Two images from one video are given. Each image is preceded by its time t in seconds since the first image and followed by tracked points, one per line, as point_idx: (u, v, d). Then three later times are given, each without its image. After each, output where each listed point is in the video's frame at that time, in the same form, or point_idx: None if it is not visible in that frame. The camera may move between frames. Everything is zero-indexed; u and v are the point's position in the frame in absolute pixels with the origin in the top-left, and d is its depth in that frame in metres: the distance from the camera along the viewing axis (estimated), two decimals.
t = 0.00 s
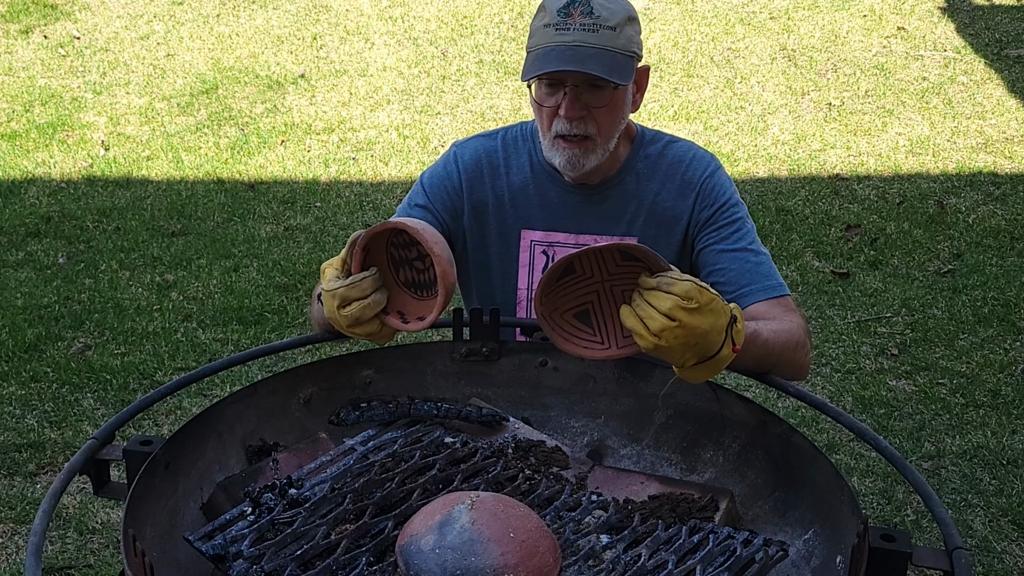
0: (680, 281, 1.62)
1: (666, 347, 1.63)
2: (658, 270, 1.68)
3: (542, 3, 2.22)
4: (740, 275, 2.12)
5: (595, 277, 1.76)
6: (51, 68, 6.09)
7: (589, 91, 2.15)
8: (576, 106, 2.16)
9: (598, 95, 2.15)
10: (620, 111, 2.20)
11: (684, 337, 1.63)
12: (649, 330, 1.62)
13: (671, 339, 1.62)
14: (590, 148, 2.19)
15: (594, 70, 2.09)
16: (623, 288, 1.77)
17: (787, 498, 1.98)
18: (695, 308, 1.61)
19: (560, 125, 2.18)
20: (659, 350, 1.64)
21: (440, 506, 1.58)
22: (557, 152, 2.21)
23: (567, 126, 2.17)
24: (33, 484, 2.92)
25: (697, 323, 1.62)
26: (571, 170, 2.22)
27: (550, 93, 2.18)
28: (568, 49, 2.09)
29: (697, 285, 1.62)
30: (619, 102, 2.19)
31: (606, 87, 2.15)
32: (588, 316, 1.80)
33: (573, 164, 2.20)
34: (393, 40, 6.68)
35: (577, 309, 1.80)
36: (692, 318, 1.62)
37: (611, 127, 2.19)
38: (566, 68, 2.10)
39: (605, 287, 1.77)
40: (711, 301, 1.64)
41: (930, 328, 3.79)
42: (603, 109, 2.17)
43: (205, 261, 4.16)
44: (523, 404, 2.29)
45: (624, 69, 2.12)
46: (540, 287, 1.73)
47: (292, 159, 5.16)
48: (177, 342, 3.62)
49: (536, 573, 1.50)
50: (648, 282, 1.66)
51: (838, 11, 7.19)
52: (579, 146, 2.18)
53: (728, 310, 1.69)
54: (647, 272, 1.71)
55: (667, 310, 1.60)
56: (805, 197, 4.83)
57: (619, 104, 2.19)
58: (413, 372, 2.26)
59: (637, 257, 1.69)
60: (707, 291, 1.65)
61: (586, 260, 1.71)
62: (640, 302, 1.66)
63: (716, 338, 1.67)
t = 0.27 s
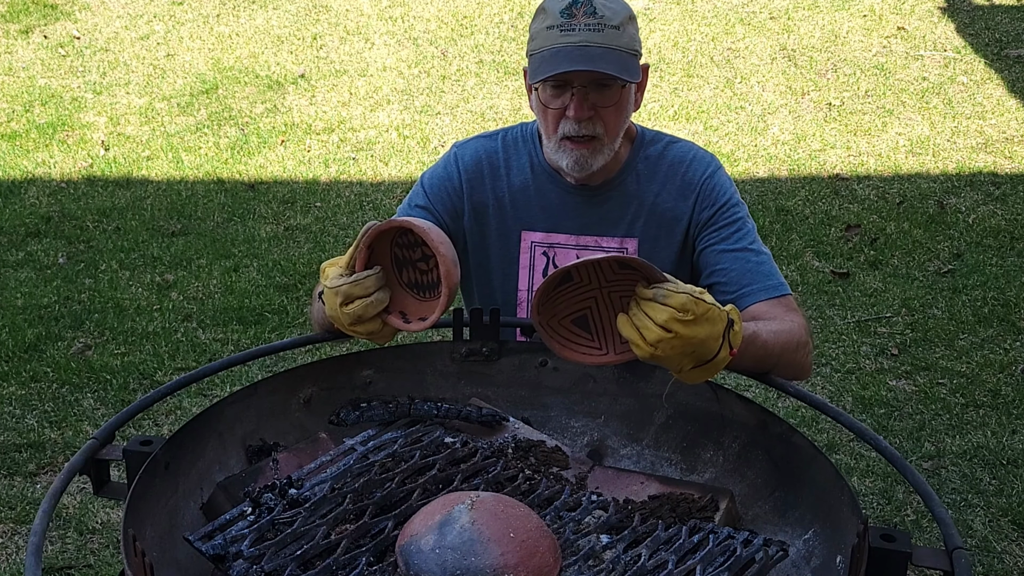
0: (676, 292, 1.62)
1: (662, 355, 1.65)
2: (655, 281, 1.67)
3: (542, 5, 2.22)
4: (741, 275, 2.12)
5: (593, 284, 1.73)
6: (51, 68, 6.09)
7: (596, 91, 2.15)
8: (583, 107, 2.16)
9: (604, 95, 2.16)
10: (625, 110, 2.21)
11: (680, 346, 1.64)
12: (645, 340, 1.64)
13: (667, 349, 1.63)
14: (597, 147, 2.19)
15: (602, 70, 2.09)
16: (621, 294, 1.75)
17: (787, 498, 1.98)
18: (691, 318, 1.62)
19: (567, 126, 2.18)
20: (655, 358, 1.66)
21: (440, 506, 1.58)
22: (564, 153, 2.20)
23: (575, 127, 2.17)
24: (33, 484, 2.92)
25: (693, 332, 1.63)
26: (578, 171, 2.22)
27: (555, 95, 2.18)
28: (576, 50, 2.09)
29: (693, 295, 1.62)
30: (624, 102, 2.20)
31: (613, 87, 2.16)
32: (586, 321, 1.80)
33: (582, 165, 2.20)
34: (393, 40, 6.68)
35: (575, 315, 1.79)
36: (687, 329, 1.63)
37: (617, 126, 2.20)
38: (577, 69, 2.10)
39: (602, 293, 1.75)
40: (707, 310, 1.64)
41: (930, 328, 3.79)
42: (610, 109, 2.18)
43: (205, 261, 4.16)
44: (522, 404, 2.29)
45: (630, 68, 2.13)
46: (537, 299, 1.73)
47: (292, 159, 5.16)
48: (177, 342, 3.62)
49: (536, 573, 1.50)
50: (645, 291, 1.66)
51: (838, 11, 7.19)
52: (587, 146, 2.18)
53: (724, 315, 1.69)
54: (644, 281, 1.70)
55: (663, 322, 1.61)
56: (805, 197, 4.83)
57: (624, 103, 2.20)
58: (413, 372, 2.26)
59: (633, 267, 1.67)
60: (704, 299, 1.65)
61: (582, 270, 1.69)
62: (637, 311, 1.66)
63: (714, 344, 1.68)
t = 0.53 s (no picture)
0: (679, 301, 1.62)
1: (659, 360, 1.67)
2: (658, 286, 1.66)
3: (541, 7, 2.23)
4: (741, 276, 2.12)
5: (596, 282, 1.71)
6: (51, 68, 6.09)
7: (599, 91, 2.15)
8: (587, 107, 2.16)
9: (607, 95, 2.16)
10: (628, 109, 2.21)
11: (678, 352, 1.65)
12: (644, 345, 1.65)
13: (664, 355, 1.65)
14: (601, 146, 2.18)
15: (606, 69, 2.09)
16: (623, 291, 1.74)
17: (787, 498, 1.98)
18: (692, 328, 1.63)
19: (571, 127, 2.17)
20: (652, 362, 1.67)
21: (440, 506, 1.58)
22: (568, 153, 2.19)
23: (579, 127, 2.17)
24: (33, 484, 2.92)
25: (692, 341, 1.64)
26: (582, 170, 2.21)
27: (558, 96, 2.18)
28: (579, 50, 2.09)
29: (695, 304, 1.63)
30: (627, 101, 2.20)
31: (615, 86, 2.15)
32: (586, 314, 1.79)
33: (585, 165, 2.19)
34: (393, 40, 6.68)
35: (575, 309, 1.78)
36: (687, 337, 1.64)
37: (621, 126, 2.20)
38: (579, 68, 2.10)
39: (605, 290, 1.74)
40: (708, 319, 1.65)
41: (930, 328, 3.79)
42: (613, 108, 2.17)
43: (205, 261, 4.16)
44: (522, 404, 2.29)
45: (631, 67, 2.13)
46: (539, 296, 1.71)
47: (292, 159, 5.16)
48: (177, 342, 3.62)
49: (536, 573, 1.50)
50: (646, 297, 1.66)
51: (838, 11, 7.19)
52: (591, 146, 2.18)
53: (725, 319, 1.69)
54: (649, 284, 1.69)
55: (663, 331, 1.62)
56: (805, 197, 4.83)
57: (627, 103, 2.20)
58: (413, 372, 2.26)
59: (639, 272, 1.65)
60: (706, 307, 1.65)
61: (587, 271, 1.66)
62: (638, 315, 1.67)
63: (712, 348, 1.69)
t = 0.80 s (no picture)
0: (681, 291, 1.62)
1: (668, 356, 1.65)
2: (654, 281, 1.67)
3: (541, 4, 2.22)
4: (742, 276, 2.12)
5: (592, 289, 1.73)
6: (51, 68, 6.09)
7: (601, 89, 2.16)
8: (588, 105, 2.17)
9: (609, 92, 2.16)
10: (630, 108, 2.21)
11: (686, 345, 1.64)
12: (651, 340, 1.63)
13: (673, 349, 1.64)
14: (603, 145, 2.18)
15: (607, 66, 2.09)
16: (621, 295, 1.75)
17: (787, 498, 1.98)
18: (696, 316, 1.63)
19: (572, 124, 2.18)
20: (661, 358, 1.66)
21: (440, 506, 1.58)
22: (569, 151, 2.19)
23: (580, 124, 2.17)
24: (33, 484, 2.92)
25: (698, 332, 1.64)
26: (583, 170, 2.20)
27: (559, 93, 2.18)
28: (580, 47, 2.09)
29: (695, 293, 1.63)
30: (628, 99, 2.20)
31: (617, 84, 2.16)
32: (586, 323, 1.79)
33: (586, 165, 2.19)
34: (393, 40, 6.68)
35: (576, 320, 1.78)
36: (693, 328, 1.63)
37: (622, 124, 2.20)
38: (581, 64, 2.10)
39: (603, 295, 1.75)
40: (709, 308, 1.65)
41: (930, 328, 3.79)
42: (615, 107, 2.18)
43: (205, 261, 4.16)
44: (522, 404, 2.29)
45: (633, 64, 2.13)
46: (539, 307, 1.71)
47: (292, 159, 5.16)
48: (177, 342, 3.62)
49: (536, 573, 1.50)
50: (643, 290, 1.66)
51: (838, 11, 7.19)
52: (593, 144, 2.18)
53: (725, 311, 1.70)
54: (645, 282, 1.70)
55: (668, 322, 1.61)
56: (805, 197, 4.83)
57: (628, 101, 2.20)
58: (413, 372, 2.26)
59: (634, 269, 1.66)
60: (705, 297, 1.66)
61: (583, 276, 1.68)
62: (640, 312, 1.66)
63: (716, 341, 1.69)
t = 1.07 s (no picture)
0: (670, 276, 1.63)
1: (664, 344, 1.63)
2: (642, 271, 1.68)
3: (541, 3, 2.23)
4: (742, 277, 2.12)
5: (584, 289, 1.77)
6: (51, 68, 6.09)
7: (601, 80, 2.15)
8: (589, 96, 2.16)
9: (609, 83, 2.16)
10: (630, 101, 2.21)
11: (681, 332, 1.63)
12: (645, 327, 1.62)
13: (668, 334, 1.62)
14: (604, 135, 2.17)
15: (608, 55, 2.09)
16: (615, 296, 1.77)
17: (787, 498, 1.98)
18: (688, 301, 1.62)
19: (572, 115, 2.17)
20: (657, 347, 1.64)
21: (440, 506, 1.58)
22: (570, 141, 2.18)
23: (581, 115, 2.17)
24: (33, 484, 2.92)
25: (691, 317, 1.63)
26: (585, 161, 2.18)
27: (559, 86, 2.18)
28: (581, 36, 2.09)
29: (684, 279, 1.64)
30: (629, 93, 2.20)
31: (618, 75, 2.15)
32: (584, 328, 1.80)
33: (588, 153, 2.17)
34: (393, 40, 6.68)
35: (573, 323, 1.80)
36: (686, 313, 1.62)
37: (623, 116, 2.19)
38: (581, 52, 2.09)
39: (596, 298, 1.78)
40: (701, 294, 1.65)
41: (930, 328, 3.79)
42: (616, 98, 2.17)
43: (205, 261, 4.16)
44: (522, 404, 2.30)
45: (633, 56, 2.14)
46: (530, 305, 1.75)
47: (292, 159, 5.16)
48: (177, 342, 3.62)
49: (536, 573, 1.50)
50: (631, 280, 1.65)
51: (838, 11, 7.19)
52: (594, 134, 2.17)
53: (719, 301, 1.70)
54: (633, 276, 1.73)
55: (660, 306, 1.61)
56: (805, 197, 4.83)
57: (629, 94, 2.20)
58: (413, 372, 2.26)
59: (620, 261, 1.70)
60: (695, 285, 1.66)
61: (571, 273, 1.74)
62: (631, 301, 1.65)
63: (712, 330, 1.68)
